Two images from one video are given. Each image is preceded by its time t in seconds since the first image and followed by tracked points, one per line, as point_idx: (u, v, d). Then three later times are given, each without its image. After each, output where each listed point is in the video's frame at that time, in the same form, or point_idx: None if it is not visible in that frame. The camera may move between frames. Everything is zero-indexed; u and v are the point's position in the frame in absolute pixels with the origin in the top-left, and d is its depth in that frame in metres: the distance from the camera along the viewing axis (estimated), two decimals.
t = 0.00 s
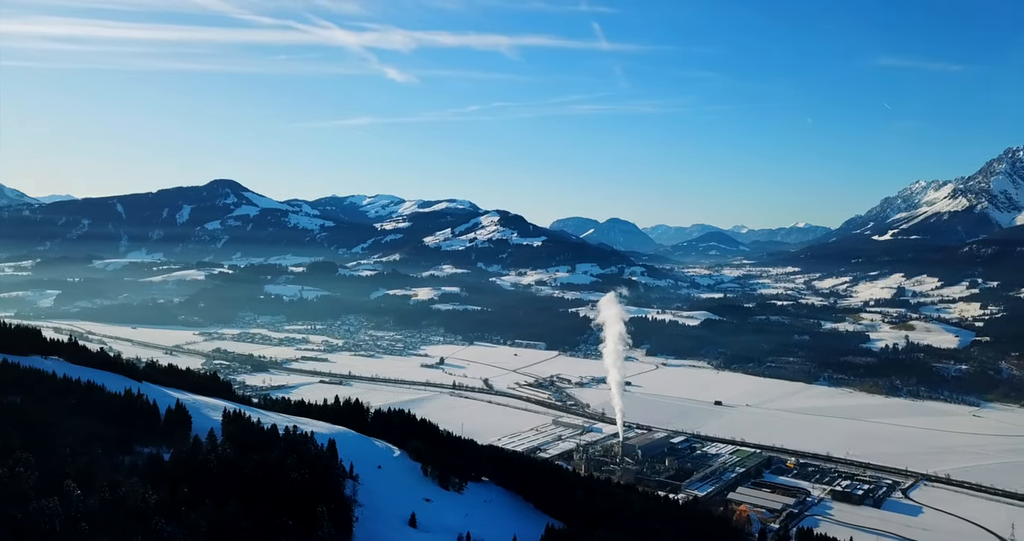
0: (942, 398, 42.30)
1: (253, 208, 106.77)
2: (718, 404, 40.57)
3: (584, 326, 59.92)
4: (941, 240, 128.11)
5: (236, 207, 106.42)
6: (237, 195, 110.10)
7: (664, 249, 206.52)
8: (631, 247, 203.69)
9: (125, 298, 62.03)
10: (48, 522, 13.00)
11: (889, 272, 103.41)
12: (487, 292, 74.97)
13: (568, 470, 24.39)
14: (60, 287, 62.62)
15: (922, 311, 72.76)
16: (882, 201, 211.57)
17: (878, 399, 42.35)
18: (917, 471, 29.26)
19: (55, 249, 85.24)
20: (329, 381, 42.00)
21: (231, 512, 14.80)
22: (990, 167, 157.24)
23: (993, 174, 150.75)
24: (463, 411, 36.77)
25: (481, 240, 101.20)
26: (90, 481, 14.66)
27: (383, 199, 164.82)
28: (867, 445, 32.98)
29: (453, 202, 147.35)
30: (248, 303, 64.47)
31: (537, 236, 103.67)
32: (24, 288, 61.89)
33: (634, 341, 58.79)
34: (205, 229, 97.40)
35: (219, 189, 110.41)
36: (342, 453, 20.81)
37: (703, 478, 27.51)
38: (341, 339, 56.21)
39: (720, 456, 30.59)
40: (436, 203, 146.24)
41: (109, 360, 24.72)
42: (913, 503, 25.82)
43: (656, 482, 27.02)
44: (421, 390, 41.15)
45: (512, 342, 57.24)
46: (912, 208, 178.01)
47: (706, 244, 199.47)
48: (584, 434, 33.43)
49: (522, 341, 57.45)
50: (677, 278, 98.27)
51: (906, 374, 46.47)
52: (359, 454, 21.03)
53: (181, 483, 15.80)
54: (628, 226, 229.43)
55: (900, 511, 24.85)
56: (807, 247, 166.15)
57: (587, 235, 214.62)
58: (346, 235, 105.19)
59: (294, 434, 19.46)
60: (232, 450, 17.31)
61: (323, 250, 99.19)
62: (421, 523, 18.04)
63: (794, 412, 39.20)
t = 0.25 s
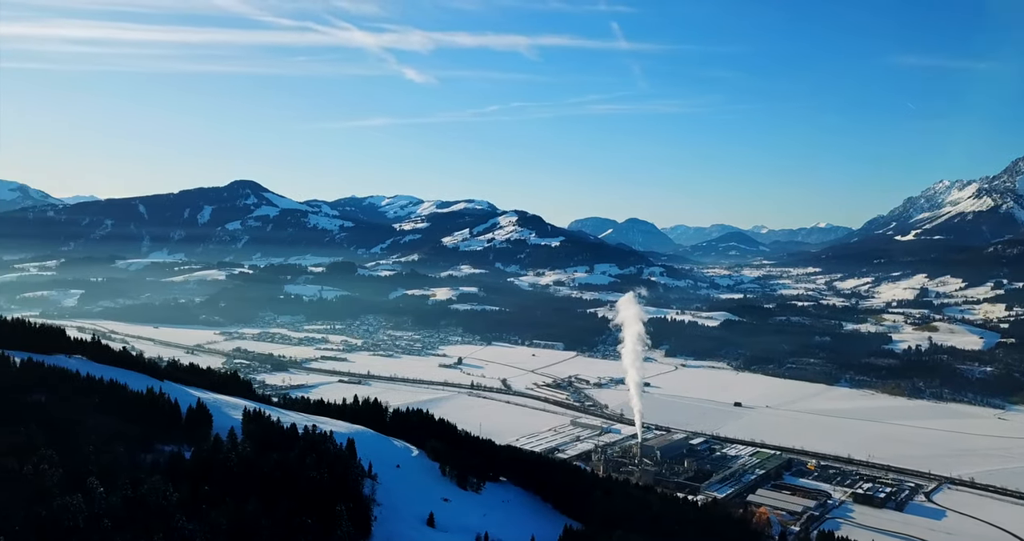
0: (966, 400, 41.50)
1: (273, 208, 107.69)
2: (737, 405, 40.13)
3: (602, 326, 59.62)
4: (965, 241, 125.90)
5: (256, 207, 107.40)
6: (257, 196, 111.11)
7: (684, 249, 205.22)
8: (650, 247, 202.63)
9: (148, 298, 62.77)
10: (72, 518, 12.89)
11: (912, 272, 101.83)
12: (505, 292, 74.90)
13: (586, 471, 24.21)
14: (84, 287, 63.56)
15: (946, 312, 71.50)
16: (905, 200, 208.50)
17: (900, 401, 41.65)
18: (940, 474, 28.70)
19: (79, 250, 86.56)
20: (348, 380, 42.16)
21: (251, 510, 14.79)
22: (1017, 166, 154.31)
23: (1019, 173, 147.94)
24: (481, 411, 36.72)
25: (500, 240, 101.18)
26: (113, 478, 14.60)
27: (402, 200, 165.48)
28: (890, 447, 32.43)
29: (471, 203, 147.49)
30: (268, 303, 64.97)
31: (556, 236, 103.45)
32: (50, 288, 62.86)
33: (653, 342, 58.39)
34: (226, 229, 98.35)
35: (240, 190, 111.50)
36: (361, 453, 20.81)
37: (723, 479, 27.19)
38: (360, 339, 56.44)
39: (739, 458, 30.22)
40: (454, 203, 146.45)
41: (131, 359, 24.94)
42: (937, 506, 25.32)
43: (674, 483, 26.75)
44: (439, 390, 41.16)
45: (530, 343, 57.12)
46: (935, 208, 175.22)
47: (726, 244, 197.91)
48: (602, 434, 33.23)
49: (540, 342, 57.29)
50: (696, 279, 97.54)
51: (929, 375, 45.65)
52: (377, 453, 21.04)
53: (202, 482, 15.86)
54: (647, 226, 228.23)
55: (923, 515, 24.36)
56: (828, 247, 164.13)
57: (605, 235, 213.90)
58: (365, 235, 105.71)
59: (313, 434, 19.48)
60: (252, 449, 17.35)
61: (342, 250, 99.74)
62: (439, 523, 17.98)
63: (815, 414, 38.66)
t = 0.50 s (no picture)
0: (991, 402, 40.67)
1: (293, 209, 108.55)
2: (757, 407, 39.68)
3: (621, 327, 59.29)
4: (990, 241, 123.63)
5: (276, 208, 108.30)
6: (277, 197, 112.07)
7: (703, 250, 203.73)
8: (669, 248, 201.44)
9: (170, 298, 63.46)
10: (95, 514, 12.83)
11: (935, 273, 100.16)
12: (523, 292, 74.76)
13: (605, 471, 24.05)
14: (108, 287, 64.44)
15: (970, 313, 70.23)
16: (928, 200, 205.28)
17: (923, 403, 40.91)
18: (964, 478, 28.13)
19: (102, 250, 87.80)
20: (367, 380, 42.30)
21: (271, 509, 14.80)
22: None
23: None
24: (499, 411, 36.63)
25: (518, 241, 101.08)
26: (135, 476, 14.57)
27: (421, 201, 165.98)
28: (913, 450, 31.89)
29: (490, 203, 147.55)
30: (288, 303, 65.44)
31: (574, 237, 103.13)
32: (74, 287, 63.79)
33: (671, 342, 57.96)
34: (246, 230, 99.23)
35: (260, 190, 112.50)
36: (380, 452, 20.82)
37: (742, 482, 26.88)
38: (379, 339, 56.62)
39: (759, 460, 29.87)
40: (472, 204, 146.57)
41: (153, 357, 25.19)
42: (960, 510, 24.79)
43: (693, 485, 26.45)
44: (457, 389, 41.14)
45: (548, 343, 56.95)
46: (959, 208, 172.33)
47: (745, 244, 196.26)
48: (621, 435, 32.99)
49: (558, 342, 57.11)
50: (715, 279, 96.76)
51: (953, 378, 44.80)
52: (396, 452, 21.05)
53: (222, 479, 15.94)
54: (666, 227, 226.87)
55: (945, 519, 23.88)
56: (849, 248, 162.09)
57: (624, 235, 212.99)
58: (384, 236, 106.14)
59: (332, 433, 19.48)
60: (271, 447, 17.38)
61: (361, 250, 100.20)
62: (457, 522, 17.92)
63: (836, 416, 38.10)
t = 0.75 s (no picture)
0: (1017, 405, 39.83)
1: (312, 210, 109.29)
2: (777, 408, 39.21)
3: (639, 328, 58.94)
4: (1017, 241, 121.26)
5: (295, 209, 109.11)
6: (297, 198, 112.92)
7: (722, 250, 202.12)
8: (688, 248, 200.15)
9: (191, 298, 64.13)
10: (117, 512, 12.87)
11: (959, 273, 98.46)
12: (541, 293, 74.61)
13: (623, 473, 23.86)
14: (130, 287, 65.25)
15: (995, 315, 68.89)
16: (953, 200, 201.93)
17: (947, 405, 40.18)
18: (988, 481, 27.56)
19: (125, 250, 88.98)
20: (385, 380, 42.43)
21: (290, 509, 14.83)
22: None
23: None
24: (517, 411, 36.55)
25: (536, 241, 100.92)
26: (156, 475, 14.61)
27: (439, 201, 166.33)
28: (936, 453, 31.31)
29: (508, 203, 147.47)
30: (307, 303, 65.83)
31: (592, 237, 102.77)
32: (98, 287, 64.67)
33: (690, 343, 57.46)
34: (266, 231, 100.04)
35: (280, 191, 113.39)
36: (397, 451, 20.82)
37: (762, 484, 26.54)
38: (397, 339, 56.77)
39: (779, 462, 29.49)
40: (491, 204, 146.59)
41: (175, 357, 25.42)
42: (985, 514, 24.29)
43: (712, 487, 26.16)
44: (475, 390, 41.12)
45: (566, 344, 56.76)
46: (984, 207, 169.31)
47: (765, 245, 194.44)
48: (639, 437, 32.76)
49: (576, 343, 56.87)
50: (735, 280, 95.91)
51: (978, 380, 43.95)
52: (413, 452, 21.03)
53: (241, 478, 16.01)
54: (685, 227, 225.38)
55: (970, 523, 23.40)
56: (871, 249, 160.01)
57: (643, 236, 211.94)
58: (402, 236, 106.49)
59: (351, 432, 19.51)
60: (290, 447, 17.43)
61: (379, 251, 100.58)
62: (474, 522, 17.84)
63: (857, 418, 37.54)
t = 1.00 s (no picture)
0: None
1: (331, 210, 109.96)
2: (797, 410, 38.72)
3: (657, 328, 58.55)
4: None
5: (314, 209, 109.83)
6: (316, 198, 113.67)
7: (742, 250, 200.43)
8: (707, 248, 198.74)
9: (211, 298, 64.74)
10: (139, 509, 12.94)
11: (984, 274, 96.73)
12: (559, 293, 74.39)
13: (641, 474, 23.65)
14: (152, 287, 66.00)
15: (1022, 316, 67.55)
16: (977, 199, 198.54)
17: (972, 408, 39.44)
18: (1014, 485, 26.98)
19: (147, 250, 90.11)
20: (403, 380, 42.50)
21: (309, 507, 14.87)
22: None
23: None
24: (535, 412, 36.43)
25: (553, 241, 100.69)
26: (176, 473, 14.67)
27: (457, 202, 166.58)
28: (961, 456, 30.70)
29: (526, 203, 147.31)
30: (326, 303, 66.19)
31: (610, 238, 102.34)
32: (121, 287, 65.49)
33: (709, 344, 56.96)
34: (286, 231, 100.78)
35: (299, 192, 114.19)
36: (415, 451, 20.79)
37: (782, 486, 26.20)
38: (415, 339, 56.87)
39: (799, 464, 29.10)
40: (508, 205, 146.52)
41: (195, 356, 25.62)
42: (1011, 518, 23.78)
43: (731, 489, 25.85)
44: (493, 390, 41.05)
45: (584, 345, 56.52)
46: (1010, 207, 166.31)
47: (786, 245, 192.50)
48: (657, 438, 32.51)
49: (594, 344, 56.59)
50: (754, 280, 95.00)
51: (1004, 382, 43.09)
52: (431, 452, 20.99)
53: (261, 477, 16.06)
54: (704, 227, 223.78)
55: (995, 528, 22.91)
56: (893, 249, 157.81)
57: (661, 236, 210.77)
58: (421, 237, 106.78)
59: (369, 432, 19.52)
60: (309, 446, 17.49)
61: (398, 251, 100.88)
62: (492, 523, 17.77)
63: (879, 420, 36.95)
